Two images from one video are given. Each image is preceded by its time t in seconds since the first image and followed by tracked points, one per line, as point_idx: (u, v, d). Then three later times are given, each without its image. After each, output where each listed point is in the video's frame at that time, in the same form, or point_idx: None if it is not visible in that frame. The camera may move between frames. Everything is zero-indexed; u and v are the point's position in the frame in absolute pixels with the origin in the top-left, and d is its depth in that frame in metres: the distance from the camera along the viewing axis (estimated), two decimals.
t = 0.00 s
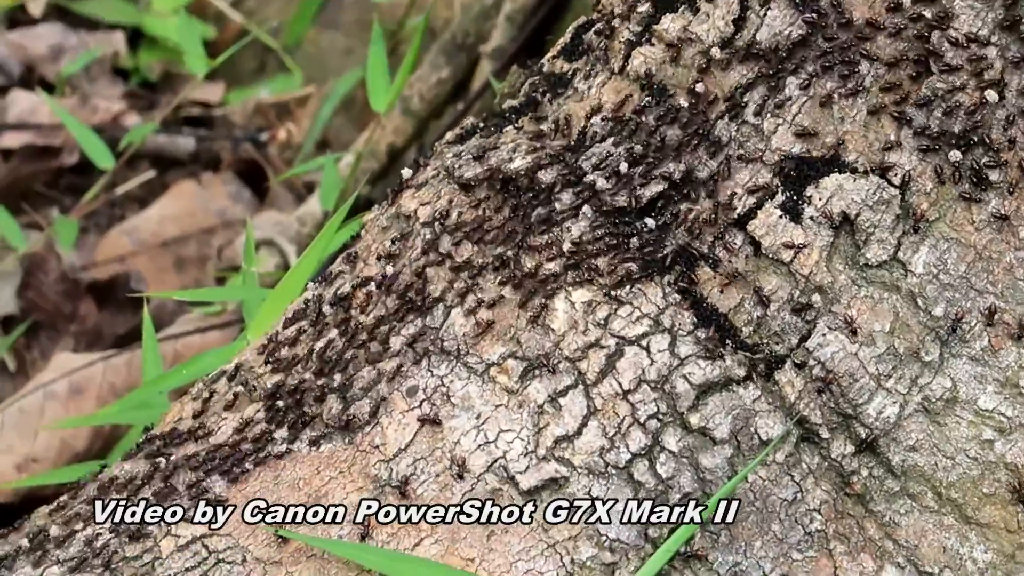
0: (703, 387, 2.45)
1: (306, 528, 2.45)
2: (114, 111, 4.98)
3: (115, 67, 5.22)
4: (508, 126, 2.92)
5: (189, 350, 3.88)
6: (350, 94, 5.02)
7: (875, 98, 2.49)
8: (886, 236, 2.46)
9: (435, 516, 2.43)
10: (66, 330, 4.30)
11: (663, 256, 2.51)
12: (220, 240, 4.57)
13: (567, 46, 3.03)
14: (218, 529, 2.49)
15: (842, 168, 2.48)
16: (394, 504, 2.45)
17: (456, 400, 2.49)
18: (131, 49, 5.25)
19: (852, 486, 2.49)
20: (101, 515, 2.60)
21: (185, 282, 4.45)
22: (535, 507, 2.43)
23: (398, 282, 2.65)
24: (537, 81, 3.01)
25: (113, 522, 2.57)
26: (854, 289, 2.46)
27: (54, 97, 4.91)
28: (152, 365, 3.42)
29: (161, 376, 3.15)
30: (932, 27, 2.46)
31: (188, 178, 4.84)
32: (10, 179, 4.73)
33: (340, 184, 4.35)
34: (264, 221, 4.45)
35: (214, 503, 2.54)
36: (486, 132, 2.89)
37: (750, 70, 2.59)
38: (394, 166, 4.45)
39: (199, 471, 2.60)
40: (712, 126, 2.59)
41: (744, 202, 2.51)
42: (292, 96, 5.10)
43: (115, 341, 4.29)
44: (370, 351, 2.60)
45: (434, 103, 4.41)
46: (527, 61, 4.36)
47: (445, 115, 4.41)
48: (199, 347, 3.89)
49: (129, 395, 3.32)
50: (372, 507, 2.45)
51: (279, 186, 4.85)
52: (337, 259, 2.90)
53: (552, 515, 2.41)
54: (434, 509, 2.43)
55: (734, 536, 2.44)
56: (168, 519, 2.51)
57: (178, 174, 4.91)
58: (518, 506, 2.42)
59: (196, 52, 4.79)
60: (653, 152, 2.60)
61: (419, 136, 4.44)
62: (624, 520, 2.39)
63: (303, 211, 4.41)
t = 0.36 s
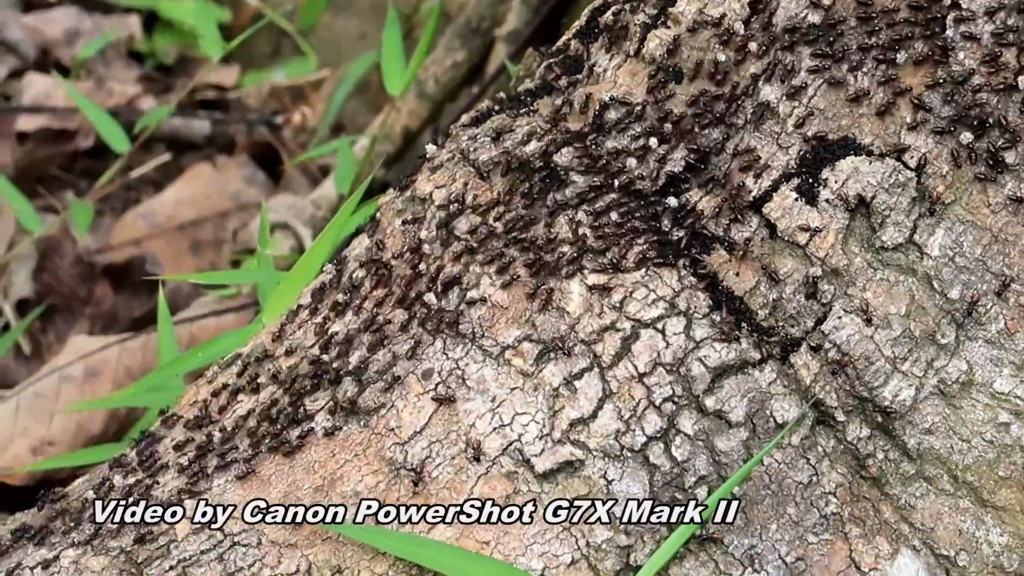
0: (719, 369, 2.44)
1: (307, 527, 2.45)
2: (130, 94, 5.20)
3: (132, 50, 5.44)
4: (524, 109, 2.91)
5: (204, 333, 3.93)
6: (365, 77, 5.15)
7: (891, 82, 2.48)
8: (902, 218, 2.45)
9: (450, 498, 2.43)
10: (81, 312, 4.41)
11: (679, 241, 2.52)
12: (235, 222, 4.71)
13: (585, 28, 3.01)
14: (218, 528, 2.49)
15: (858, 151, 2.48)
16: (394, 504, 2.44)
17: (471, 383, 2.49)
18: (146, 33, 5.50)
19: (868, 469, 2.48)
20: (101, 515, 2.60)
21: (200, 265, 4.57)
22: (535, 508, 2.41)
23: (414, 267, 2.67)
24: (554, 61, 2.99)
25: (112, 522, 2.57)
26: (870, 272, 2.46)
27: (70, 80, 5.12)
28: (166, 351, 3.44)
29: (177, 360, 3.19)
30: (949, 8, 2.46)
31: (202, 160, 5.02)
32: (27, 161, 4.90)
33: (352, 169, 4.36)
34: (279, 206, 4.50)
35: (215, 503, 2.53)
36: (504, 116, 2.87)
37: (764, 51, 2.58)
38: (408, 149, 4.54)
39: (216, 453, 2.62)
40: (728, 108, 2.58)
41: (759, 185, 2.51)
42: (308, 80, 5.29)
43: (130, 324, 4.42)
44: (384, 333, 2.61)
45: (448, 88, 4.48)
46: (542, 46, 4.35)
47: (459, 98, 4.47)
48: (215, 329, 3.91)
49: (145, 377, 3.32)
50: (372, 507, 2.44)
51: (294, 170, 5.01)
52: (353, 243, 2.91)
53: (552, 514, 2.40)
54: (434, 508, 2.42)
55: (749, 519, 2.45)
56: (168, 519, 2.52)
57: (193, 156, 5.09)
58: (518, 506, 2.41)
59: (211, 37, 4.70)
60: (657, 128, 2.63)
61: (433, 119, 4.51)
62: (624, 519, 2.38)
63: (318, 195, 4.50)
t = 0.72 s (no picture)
0: (729, 357, 2.44)
1: (307, 528, 2.44)
2: (140, 81, 5.32)
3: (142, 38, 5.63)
4: (534, 96, 2.90)
5: (214, 320, 4.01)
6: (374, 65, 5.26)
7: (901, 71, 2.49)
8: (912, 206, 2.44)
9: (459, 487, 2.44)
10: (90, 300, 4.50)
11: (684, 226, 2.51)
12: (244, 210, 4.80)
13: (596, 16, 3.01)
14: (218, 528, 2.47)
15: (868, 139, 2.48)
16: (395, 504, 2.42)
17: (481, 371, 2.49)
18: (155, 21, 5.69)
19: (878, 457, 2.48)
20: (101, 515, 2.56)
21: (210, 253, 4.67)
22: (534, 508, 2.41)
23: (423, 255, 2.67)
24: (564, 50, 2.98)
25: (111, 522, 2.55)
26: (880, 260, 2.45)
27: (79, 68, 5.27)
28: (176, 338, 3.47)
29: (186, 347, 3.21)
30: None
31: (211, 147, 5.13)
32: (36, 149, 5.02)
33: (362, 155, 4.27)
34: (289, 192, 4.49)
35: (215, 503, 2.52)
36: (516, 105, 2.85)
37: (774, 41, 2.59)
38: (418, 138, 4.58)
39: (226, 441, 2.62)
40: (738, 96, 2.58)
41: (769, 173, 2.51)
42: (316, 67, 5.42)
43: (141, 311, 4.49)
44: (394, 320, 2.62)
45: (459, 76, 4.59)
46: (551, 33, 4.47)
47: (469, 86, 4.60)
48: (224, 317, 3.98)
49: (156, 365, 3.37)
50: (372, 507, 2.43)
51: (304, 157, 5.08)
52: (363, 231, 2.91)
53: (552, 515, 2.39)
54: (434, 509, 2.41)
55: (759, 508, 2.44)
56: (169, 519, 2.50)
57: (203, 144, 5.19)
58: (518, 506, 2.40)
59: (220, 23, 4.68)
60: (668, 122, 2.61)
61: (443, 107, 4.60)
62: (624, 520, 2.37)
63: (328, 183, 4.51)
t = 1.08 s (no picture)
0: (741, 350, 2.44)
1: (307, 528, 2.43)
2: (153, 76, 5.38)
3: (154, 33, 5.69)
4: (547, 89, 2.91)
5: (225, 314, 4.03)
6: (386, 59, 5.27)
7: (914, 63, 2.48)
8: (925, 199, 2.44)
9: (472, 480, 2.44)
10: (103, 295, 4.51)
11: (696, 218, 2.52)
12: (255, 204, 4.80)
13: (608, 9, 3.00)
14: (218, 529, 2.46)
15: (880, 132, 2.47)
16: (395, 504, 2.41)
17: (494, 363, 2.49)
18: (167, 16, 5.73)
19: (890, 450, 2.48)
20: (101, 515, 2.57)
21: (222, 247, 4.67)
22: (535, 508, 2.40)
23: (436, 249, 2.68)
24: (576, 43, 2.99)
25: (112, 522, 2.55)
26: (893, 253, 2.45)
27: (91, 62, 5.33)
28: (187, 331, 3.49)
29: (199, 341, 3.21)
30: None
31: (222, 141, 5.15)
32: (48, 143, 5.09)
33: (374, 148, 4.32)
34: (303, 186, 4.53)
35: (215, 503, 2.51)
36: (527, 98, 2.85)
37: (786, 35, 2.62)
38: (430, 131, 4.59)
39: (239, 434, 2.62)
40: (750, 89, 2.61)
41: (775, 169, 2.51)
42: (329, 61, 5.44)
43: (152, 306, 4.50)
44: (407, 313, 2.62)
45: (471, 69, 4.57)
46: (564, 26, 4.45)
47: (481, 80, 4.58)
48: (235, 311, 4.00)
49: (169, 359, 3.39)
50: (372, 507, 2.42)
51: (315, 151, 5.09)
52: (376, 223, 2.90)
53: (552, 514, 2.39)
54: (434, 509, 2.40)
55: (771, 500, 2.44)
56: (169, 519, 2.49)
57: (215, 138, 5.20)
58: (518, 506, 2.40)
59: (233, 18, 4.66)
60: (676, 120, 2.63)
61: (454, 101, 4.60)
62: (624, 520, 2.36)
63: (340, 175, 4.49)
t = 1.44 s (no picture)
0: (757, 343, 2.43)
1: (306, 528, 2.44)
2: (167, 68, 5.43)
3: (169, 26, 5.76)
4: (561, 82, 2.90)
5: (239, 306, 4.06)
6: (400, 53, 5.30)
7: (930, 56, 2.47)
8: (941, 192, 2.43)
9: (487, 473, 2.44)
10: (117, 286, 4.60)
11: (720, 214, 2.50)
12: (270, 196, 4.83)
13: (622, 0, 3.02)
14: (219, 529, 2.47)
15: (895, 125, 2.47)
16: (394, 504, 2.43)
17: (509, 356, 2.49)
18: (183, 9, 5.81)
19: (905, 443, 2.47)
20: (101, 515, 2.56)
21: (236, 239, 4.70)
22: (535, 508, 2.40)
23: (450, 240, 2.68)
24: (592, 36, 3.00)
25: (112, 522, 2.54)
26: (908, 245, 2.44)
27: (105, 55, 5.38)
28: (202, 322, 3.55)
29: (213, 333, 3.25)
30: None
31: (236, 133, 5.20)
32: (62, 136, 5.14)
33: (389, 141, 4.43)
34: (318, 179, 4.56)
35: (215, 503, 2.51)
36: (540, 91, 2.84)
37: (804, 26, 2.60)
38: (444, 124, 4.59)
39: (254, 424, 2.63)
40: (767, 83, 2.58)
41: (800, 155, 2.51)
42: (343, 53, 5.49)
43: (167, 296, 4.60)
44: (422, 305, 2.61)
45: (485, 61, 4.56)
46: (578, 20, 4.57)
47: (496, 72, 4.60)
48: (250, 302, 4.05)
49: (184, 350, 3.43)
50: (372, 507, 2.43)
51: (331, 144, 5.08)
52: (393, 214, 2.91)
53: (552, 514, 2.38)
54: (434, 509, 2.39)
55: (786, 493, 2.42)
56: (169, 519, 2.50)
57: (229, 129, 5.27)
58: (518, 506, 2.40)
59: (248, 10, 4.66)
60: (696, 110, 2.60)
61: (468, 93, 4.59)
62: (624, 520, 2.36)
63: (354, 168, 4.52)
